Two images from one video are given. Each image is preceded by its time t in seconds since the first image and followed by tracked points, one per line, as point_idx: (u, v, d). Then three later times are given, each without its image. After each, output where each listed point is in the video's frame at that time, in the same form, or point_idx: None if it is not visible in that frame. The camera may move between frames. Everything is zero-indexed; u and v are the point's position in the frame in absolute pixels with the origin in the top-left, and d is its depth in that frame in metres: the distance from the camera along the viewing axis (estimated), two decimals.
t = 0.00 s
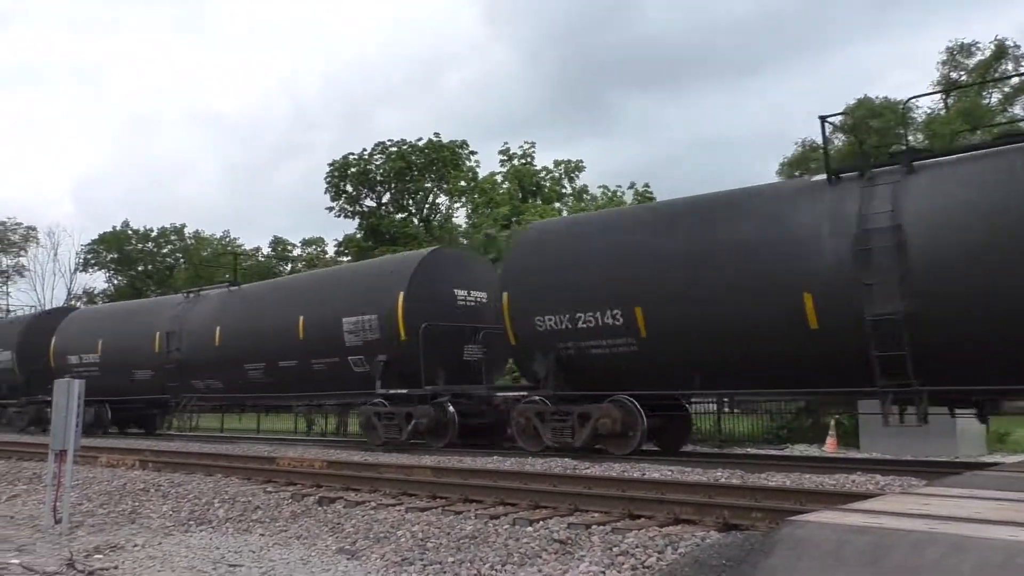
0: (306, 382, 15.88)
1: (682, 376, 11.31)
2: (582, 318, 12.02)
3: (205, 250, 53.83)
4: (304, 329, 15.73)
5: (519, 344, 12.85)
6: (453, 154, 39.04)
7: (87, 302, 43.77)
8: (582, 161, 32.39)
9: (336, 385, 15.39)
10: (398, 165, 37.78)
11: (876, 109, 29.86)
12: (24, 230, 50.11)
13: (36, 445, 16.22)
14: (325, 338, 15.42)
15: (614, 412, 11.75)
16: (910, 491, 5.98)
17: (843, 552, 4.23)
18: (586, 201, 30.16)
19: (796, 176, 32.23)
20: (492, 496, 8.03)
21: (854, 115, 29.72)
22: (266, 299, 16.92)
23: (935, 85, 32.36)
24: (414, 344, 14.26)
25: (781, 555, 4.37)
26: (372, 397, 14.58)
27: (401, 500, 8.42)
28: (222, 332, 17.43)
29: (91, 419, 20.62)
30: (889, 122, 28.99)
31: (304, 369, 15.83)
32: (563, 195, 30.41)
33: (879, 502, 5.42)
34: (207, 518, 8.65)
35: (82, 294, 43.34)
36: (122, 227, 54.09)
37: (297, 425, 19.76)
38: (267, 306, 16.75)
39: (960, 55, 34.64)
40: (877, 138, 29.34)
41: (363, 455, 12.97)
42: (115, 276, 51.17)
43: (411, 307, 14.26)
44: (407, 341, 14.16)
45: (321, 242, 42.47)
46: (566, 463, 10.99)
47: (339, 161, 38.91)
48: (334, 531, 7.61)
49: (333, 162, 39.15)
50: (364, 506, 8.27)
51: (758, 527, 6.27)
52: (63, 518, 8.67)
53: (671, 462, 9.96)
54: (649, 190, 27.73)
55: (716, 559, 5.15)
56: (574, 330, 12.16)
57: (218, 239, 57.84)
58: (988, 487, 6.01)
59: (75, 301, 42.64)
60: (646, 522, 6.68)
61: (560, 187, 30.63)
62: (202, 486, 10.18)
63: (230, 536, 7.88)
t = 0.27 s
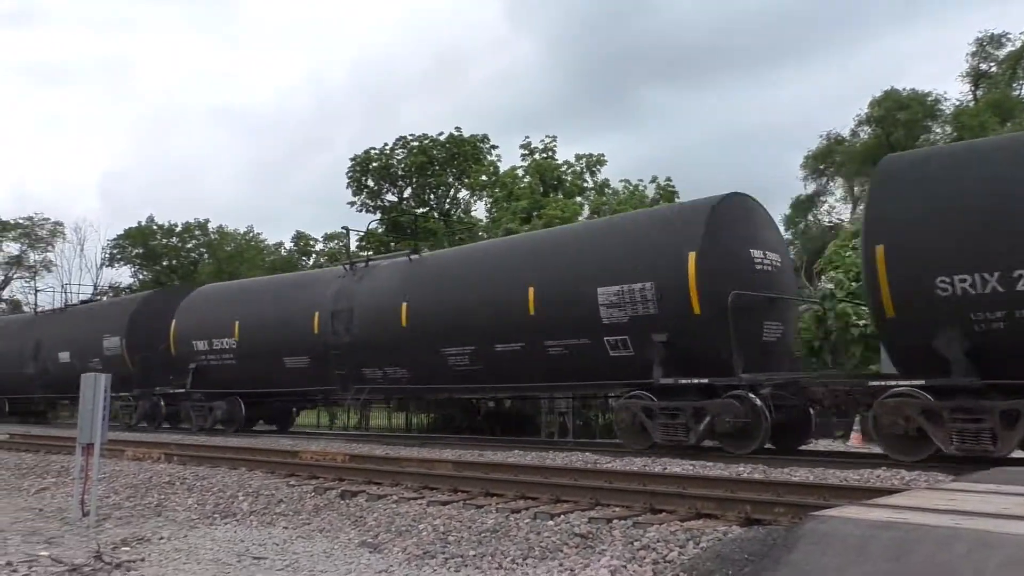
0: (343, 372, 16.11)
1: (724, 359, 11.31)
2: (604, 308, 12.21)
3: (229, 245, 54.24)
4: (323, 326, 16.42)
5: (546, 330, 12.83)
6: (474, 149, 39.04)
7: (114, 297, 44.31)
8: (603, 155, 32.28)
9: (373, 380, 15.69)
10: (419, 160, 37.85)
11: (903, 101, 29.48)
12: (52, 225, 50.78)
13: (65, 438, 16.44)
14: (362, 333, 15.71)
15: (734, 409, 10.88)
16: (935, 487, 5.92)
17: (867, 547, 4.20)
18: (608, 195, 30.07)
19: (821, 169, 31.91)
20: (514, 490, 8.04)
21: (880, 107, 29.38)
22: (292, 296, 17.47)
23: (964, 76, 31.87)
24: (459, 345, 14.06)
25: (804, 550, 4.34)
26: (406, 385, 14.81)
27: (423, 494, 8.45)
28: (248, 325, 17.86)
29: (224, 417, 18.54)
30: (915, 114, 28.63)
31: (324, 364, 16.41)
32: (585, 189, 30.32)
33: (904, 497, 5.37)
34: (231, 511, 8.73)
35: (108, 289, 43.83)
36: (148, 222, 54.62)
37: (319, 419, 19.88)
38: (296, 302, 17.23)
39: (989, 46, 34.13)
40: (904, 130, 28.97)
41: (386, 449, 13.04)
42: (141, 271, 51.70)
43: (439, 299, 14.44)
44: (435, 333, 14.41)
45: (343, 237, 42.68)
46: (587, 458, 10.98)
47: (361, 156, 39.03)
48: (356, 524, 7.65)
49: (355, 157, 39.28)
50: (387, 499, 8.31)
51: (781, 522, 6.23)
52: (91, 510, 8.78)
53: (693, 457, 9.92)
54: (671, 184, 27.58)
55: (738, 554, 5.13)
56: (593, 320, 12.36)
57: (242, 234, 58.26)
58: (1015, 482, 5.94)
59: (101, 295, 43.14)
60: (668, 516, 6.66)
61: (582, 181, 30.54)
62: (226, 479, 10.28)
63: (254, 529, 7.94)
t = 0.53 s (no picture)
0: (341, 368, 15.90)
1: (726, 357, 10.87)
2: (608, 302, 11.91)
3: (243, 241, 54.45)
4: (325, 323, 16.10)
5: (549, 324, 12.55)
6: (486, 144, 39.03)
7: (129, 293, 44.61)
8: (616, 149, 32.21)
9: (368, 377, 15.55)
10: (432, 155, 37.88)
11: (918, 94, 29.29)
12: (67, 222, 51.13)
13: (81, 433, 16.56)
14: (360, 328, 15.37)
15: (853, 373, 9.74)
16: (949, 481, 5.89)
17: (880, 541, 4.19)
18: (620, 189, 30.01)
19: (835, 162, 31.74)
20: (526, 484, 8.05)
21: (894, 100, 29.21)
22: (285, 292, 17.24)
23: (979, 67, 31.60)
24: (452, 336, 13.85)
25: (816, 544, 4.35)
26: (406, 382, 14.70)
27: (435, 488, 8.47)
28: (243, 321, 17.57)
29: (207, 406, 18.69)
30: (931, 107, 28.47)
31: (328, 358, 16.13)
32: (597, 183, 30.27)
33: (918, 492, 5.36)
34: (245, 506, 8.78)
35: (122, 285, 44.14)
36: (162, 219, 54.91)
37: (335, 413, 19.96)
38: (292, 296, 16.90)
39: (1005, 38, 33.83)
40: (919, 123, 28.79)
41: (399, 443, 13.07)
42: (155, 266, 51.99)
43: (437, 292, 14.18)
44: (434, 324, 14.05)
45: (356, 232, 42.77)
46: (600, 452, 10.98)
47: (373, 152, 39.09)
48: (369, 518, 7.68)
49: (367, 152, 39.33)
50: (399, 494, 8.34)
51: (794, 517, 6.22)
52: (106, 505, 8.84)
53: (706, 452, 9.90)
54: (684, 178, 27.50)
55: (750, 548, 5.12)
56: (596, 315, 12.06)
57: (255, 230, 58.51)
58: None
59: (115, 291, 43.44)
60: (680, 511, 6.65)
61: (594, 176, 30.48)
62: (240, 474, 10.33)
63: (268, 523, 7.99)
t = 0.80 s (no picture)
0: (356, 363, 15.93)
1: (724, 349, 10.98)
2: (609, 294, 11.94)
3: (258, 236, 54.68)
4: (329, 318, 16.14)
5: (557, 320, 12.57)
6: (500, 138, 39.01)
7: (145, 288, 44.92)
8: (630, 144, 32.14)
9: (380, 371, 15.66)
10: (446, 150, 37.90)
11: (935, 88, 29.08)
12: (84, 217, 51.52)
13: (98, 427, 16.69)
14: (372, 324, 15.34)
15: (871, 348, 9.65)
16: (966, 479, 5.86)
17: (895, 539, 4.17)
18: (635, 184, 29.94)
19: (851, 157, 31.54)
20: (539, 480, 8.06)
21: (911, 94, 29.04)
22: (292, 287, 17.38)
23: (998, 61, 31.30)
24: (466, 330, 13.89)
25: (830, 541, 4.34)
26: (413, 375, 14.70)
27: (449, 483, 8.49)
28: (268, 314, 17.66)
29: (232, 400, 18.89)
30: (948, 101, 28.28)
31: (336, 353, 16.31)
32: (611, 178, 30.22)
33: (934, 489, 5.33)
34: (260, 499, 8.83)
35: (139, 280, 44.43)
36: (178, 214, 55.20)
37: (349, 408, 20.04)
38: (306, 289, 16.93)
39: None
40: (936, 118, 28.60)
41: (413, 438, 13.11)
42: (171, 261, 52.28)
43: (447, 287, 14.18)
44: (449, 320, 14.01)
45: (370, 227, 42.89)
46: (613, 448, 10.97)
47: (388, 147, 39.15)
48: (383, 513, 7.72)
49: (381, 147, 39.40)
50: (413, 488, 8.36)
51: (808, 513, 6.20)
52: (123, 498, 8.91)
53: (720, 449, 9.87)
54: (698, 173, 27.41)
55: (765, 545, 5.11)
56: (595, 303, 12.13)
57: (270, 225, 58.74)
58: None
59: (132, 286, 43.73)
60: (694, 507, 6.64)
61: (608, 171, 30.41)
62: (255, 467, 10.39)
63: (283, 517, 8.03)
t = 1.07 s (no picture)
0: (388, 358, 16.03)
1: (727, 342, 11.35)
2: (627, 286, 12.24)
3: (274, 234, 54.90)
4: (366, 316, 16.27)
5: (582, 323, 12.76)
6: (516, 137, 38.99)
7: (163, 285, 45.20)
8: (646, 141, 32.03)
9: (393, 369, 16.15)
10: (461, 148, 37.92)
11: (954, 84, 28.81)
12: (103, 214, 51.90)
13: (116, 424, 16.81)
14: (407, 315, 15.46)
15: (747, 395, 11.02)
16: (986, 479, 5.80)
17: (913, 539, 4.13)
18: (651, 182, 29.85)
19: (869, 154, 31.28)
20: (555, 478, 8.05)
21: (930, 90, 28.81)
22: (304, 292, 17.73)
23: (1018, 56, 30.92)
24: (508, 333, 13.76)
25: (848, 540, 4.30)
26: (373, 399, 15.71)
27: (465, 481, 8.50)
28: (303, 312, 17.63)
29: (302, 401, 17.53)
30: (967, 97, 28.04)
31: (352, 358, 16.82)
32: (626, 176, 30.16)
33: (953, 489, 5.28)
34: (277, 496, 8.86)
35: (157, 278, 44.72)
36: (195, 212, 55.51)
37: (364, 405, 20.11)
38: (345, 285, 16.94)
39: None
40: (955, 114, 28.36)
41: (428, 436, 13.12)
42: (188, 259, 52.58)
43: (475, 284, 14.28)
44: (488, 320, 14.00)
45: (385, 224, 42.96)
46: (629, 446, 10.94)
47: (403, 145, 39.21)
48: (399, 510, 7.73)
49: (396, 145, 39.46)
50: (429, 486, 8.37)
51: (826, 513, 6.15)
52: (141, 494, 8.97)
53: (737, 447, 9.82)
54: (715, 171, 27.28)
55: (782, 544, 5.09)
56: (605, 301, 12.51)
57: (287, 222, 58.99)
58: None
59: (150, 284, 44.01)
60: (710, 506, 6.61)
61: (624, 169, 30.32)
62: (272, 465, 10.43)
63: (299, 514, 8.05)
